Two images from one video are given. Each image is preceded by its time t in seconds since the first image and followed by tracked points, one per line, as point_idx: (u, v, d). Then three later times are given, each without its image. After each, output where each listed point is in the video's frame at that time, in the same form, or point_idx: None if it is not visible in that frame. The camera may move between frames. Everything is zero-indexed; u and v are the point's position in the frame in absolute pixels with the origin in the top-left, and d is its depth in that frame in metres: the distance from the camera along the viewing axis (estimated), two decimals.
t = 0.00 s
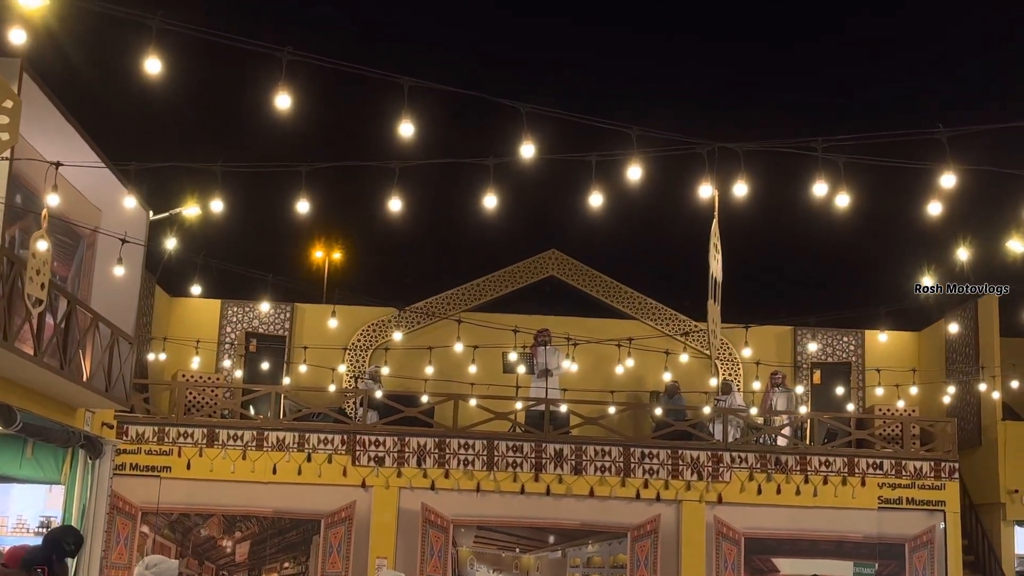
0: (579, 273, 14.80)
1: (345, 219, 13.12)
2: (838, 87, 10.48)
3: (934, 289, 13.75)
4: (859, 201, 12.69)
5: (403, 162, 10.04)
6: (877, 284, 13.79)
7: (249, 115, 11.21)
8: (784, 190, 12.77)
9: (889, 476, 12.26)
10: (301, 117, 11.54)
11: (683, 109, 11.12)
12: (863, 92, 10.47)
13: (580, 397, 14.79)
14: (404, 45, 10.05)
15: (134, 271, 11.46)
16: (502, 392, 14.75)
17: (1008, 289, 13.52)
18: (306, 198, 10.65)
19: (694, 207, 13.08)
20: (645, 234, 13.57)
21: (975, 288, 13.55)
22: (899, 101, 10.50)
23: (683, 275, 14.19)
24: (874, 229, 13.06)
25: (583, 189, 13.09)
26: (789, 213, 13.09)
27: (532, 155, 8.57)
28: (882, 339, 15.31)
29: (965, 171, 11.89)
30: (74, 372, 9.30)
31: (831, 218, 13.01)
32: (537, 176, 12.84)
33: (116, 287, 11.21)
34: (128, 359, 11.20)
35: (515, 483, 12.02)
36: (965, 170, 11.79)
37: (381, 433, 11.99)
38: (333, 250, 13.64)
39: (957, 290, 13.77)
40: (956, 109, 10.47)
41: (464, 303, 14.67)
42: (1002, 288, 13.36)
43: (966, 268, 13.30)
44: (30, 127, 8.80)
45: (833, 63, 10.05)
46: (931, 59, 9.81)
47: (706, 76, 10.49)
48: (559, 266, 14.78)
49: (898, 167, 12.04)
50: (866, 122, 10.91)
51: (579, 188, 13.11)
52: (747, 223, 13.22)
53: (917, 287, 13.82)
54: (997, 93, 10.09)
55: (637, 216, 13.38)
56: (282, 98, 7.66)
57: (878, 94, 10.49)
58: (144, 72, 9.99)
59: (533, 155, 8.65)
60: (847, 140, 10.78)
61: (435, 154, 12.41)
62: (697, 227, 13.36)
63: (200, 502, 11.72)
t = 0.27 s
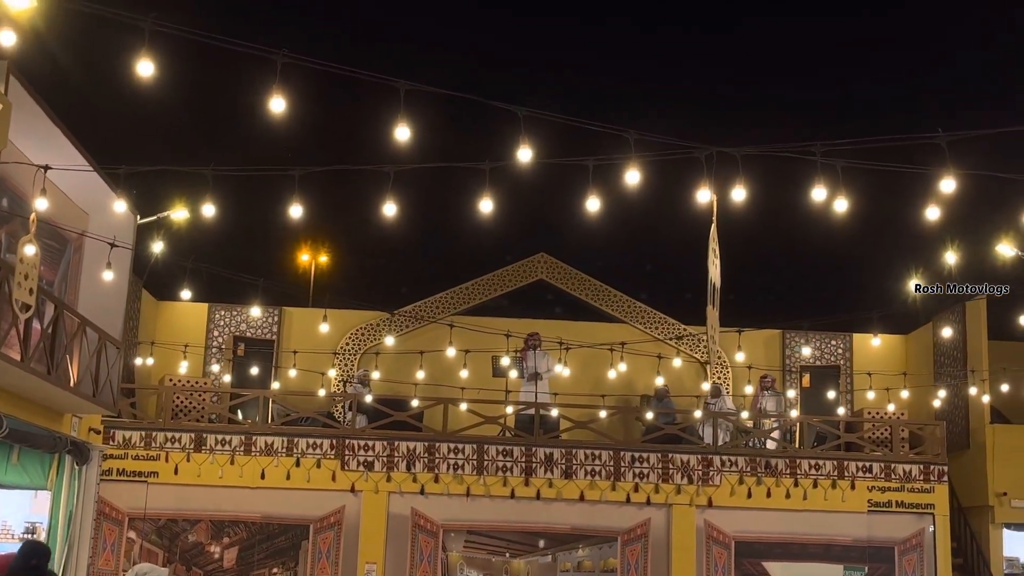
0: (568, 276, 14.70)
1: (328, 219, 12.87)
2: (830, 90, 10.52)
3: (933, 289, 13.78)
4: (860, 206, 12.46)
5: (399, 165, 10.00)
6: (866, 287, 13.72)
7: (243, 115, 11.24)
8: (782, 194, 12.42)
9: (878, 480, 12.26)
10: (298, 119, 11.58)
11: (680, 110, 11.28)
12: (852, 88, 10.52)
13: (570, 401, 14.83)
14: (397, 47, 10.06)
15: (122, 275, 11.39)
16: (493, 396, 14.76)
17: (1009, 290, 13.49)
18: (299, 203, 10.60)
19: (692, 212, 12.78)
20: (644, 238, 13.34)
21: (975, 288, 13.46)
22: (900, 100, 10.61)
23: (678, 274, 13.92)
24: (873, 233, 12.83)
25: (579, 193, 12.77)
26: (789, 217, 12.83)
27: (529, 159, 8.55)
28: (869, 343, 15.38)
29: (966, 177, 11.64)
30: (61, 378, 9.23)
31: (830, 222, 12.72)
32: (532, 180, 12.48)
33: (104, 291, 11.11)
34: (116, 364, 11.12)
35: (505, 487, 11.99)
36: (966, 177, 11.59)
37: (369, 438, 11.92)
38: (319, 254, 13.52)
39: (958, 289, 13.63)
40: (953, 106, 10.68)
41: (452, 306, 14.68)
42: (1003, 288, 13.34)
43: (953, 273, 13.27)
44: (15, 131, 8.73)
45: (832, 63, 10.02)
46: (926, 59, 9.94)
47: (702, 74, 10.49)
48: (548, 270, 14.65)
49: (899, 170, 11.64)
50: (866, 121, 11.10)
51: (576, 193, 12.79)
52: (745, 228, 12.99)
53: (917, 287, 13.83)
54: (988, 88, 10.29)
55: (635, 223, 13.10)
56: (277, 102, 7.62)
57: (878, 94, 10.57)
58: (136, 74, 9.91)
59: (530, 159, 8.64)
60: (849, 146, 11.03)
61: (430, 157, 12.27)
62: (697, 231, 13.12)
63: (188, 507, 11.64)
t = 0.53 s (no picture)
0: (552, 278, 14.95)
1: (345, 224, 14.23)
2: (811, 89, 10.97)
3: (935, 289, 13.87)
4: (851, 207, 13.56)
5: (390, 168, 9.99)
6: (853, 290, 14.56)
7: (237, 113, 11.46)
8: (778, 196, 13.78)
9: (863, 482, 12.29)
10: (291, 122, 12.07)
11: (676, 111, 11.68)
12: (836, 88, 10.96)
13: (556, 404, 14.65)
14: (404, 48, 10.55)
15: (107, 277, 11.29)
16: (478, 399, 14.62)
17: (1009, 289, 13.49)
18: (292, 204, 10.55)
19: (684, 216, 14.25)
20: (643, 243, 14.65)
21: (976, 288, 13.47)
22: (899, 100, 10.85)
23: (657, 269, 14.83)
24: (864, 238, 14.06)
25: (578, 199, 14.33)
26: (784, 221, 14.24)
27: (526, 162, 8.54)
28: (853, 344, 15.32)
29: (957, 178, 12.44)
30: (44, 381, 9.15)
31: (826, 226, 14.16)
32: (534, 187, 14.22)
33: (88, 293, 11.06)
34: (98, 366, 11.05)
35: (490, 490, 11.96)
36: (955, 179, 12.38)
37: (354, 440, 11.89)
38: (300, 252, 14.23)
39: (957, 289, 13.67)
40: (933, 106, 10.85)
41: (437, 309, 14.71)
42: (1004, 288, 13.34)
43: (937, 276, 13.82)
44: None
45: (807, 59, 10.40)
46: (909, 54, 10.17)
47: (702, 75, 10.89)
48: (533, 271, 14.89)
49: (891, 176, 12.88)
50: (866, 121, 11.30)
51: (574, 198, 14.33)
52: (743, 231, 14.30)
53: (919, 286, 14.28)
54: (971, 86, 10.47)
55: (637, 224, 14.47)
56: (270, 103, 7.53)
57: (877, 93, 10.83)
58: (127, 71, 9.90)
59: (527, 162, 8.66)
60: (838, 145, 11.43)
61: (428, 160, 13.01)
62: (692, 236, 14.63)
63: (170, 509, 11.56)
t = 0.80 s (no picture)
0: (531, 272, 14.92)
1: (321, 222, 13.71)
2: (799, 88, 11.01)
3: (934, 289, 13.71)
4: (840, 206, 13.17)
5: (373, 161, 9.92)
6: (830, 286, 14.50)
7: (215, 104, 11.32)
8: (767, 194, 13.39)
9: (839, 478, 12.34)
10: (277, 114, 11.82)
11: (675, 112, 11.82)
12: (820, 89, 10.99)
13: (535, 398, 14.73)
14: (400, 46, 10.67)
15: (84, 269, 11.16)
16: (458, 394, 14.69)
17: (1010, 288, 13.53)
18: (274, 198, 10.49)
19: (674, 212, 13.69)
20: (628, 241, 14.15)
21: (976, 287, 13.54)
22: (899, 100, 10.92)
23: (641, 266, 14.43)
24: (849, 237, 13.66)
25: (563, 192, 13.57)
26: (771, 220, 13.87)
27: (513, 157, 8.51)
28: (831, 342, 15.52)
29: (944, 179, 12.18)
30: (19, 372, 9.06)
31: (813, 222, 13.72)
32: (522, 184, 13.60)
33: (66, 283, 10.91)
34: (74, 359, 10.90)
35: (468, 485, 11.94)
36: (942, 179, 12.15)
37: (331, 434, 11.82)
38: (275, 244, 13.90)
39: (957, 289, 13.68)
40: (930, 105, 10.89)
41: (415, 301, 14.64)
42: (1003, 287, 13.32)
43: (915, 272, 13.79)
44: None
45: (798, 54, 10.48)
46: (894, 55, 10.23)
47: (689, 76, 11.09)
48: (511, 265, 14.87)
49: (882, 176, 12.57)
50: (865, 121, 11.38)
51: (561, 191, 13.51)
52: (729, 229, 13.95)
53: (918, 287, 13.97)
54: (954, 82, 10.51)
55: (622, 223, 13.94)
56: (256, 96, 7.44)
57: (877, 93, 10.91)
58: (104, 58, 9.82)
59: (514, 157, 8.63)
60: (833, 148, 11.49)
61: (413, 155, 12.99)
62: (680, 233, 14.06)
63: (146, 503, 11.51)
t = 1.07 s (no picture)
0: (523, 257, 14.91)
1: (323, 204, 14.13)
2: (800, 85, 11.70)
3: (935, 289, 13.44)
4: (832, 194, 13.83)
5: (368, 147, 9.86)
6: (819, 275, 14.89)
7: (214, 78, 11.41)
8: (754, 188, 14.20)
9: (827, 466, 12.39)
10: (269, 97, 12.17)
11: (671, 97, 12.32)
12: (814, 84, 11.70)
13: (526, 384, 14.72)
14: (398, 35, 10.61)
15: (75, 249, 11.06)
16: (448, 378, 14.63)
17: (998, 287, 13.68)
18: (265, 182, 10.42)
19: (666, 203, 14.38)
20: (624, 229, 14.67)
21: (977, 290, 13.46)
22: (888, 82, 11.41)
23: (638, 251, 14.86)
24: (844, 226, 14.25)
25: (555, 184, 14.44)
26: (764, 210, 14.51)
27: (507, 144, 8.46)
28: (822, 331, 15.52)
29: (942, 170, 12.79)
30: (7, 351, 8.98)
31: (806, 214, 14.49)
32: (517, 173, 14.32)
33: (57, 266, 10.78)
34: (64, 339, 10.83)
35: (458, 469, 11.96)
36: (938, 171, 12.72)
37: (321, 417, 11.82)
38: (265, 225, 14.12)
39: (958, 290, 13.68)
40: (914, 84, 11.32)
41: (406, 286, 14.65)
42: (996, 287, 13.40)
43: (904, 262, 14.06)
44: None
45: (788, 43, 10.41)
46: (890, 54, 11.03)
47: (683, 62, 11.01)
48: (502, 250, 14.89)
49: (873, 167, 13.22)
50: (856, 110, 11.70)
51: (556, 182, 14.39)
52: (722, 219, 14.52)
53: (917, 288, 13.64)
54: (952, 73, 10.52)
55: (617, 213, 14.56)
56: (250, 80, 7.33)
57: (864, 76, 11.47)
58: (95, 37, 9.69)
59: (508, 144, 8.56)
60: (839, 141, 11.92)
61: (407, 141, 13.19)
62: (673, 222, 14.62)
63: (134, 484, 11.50)
